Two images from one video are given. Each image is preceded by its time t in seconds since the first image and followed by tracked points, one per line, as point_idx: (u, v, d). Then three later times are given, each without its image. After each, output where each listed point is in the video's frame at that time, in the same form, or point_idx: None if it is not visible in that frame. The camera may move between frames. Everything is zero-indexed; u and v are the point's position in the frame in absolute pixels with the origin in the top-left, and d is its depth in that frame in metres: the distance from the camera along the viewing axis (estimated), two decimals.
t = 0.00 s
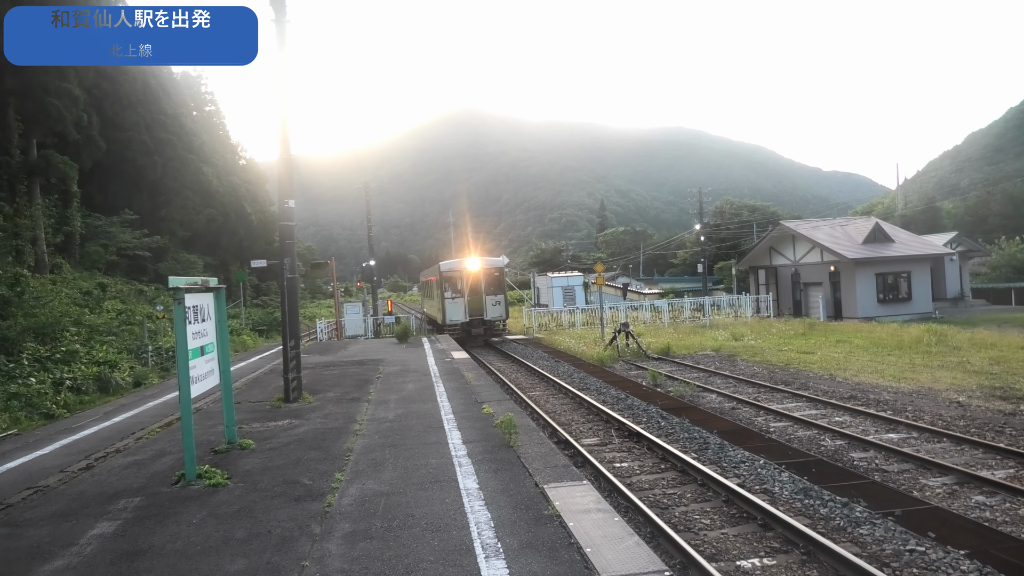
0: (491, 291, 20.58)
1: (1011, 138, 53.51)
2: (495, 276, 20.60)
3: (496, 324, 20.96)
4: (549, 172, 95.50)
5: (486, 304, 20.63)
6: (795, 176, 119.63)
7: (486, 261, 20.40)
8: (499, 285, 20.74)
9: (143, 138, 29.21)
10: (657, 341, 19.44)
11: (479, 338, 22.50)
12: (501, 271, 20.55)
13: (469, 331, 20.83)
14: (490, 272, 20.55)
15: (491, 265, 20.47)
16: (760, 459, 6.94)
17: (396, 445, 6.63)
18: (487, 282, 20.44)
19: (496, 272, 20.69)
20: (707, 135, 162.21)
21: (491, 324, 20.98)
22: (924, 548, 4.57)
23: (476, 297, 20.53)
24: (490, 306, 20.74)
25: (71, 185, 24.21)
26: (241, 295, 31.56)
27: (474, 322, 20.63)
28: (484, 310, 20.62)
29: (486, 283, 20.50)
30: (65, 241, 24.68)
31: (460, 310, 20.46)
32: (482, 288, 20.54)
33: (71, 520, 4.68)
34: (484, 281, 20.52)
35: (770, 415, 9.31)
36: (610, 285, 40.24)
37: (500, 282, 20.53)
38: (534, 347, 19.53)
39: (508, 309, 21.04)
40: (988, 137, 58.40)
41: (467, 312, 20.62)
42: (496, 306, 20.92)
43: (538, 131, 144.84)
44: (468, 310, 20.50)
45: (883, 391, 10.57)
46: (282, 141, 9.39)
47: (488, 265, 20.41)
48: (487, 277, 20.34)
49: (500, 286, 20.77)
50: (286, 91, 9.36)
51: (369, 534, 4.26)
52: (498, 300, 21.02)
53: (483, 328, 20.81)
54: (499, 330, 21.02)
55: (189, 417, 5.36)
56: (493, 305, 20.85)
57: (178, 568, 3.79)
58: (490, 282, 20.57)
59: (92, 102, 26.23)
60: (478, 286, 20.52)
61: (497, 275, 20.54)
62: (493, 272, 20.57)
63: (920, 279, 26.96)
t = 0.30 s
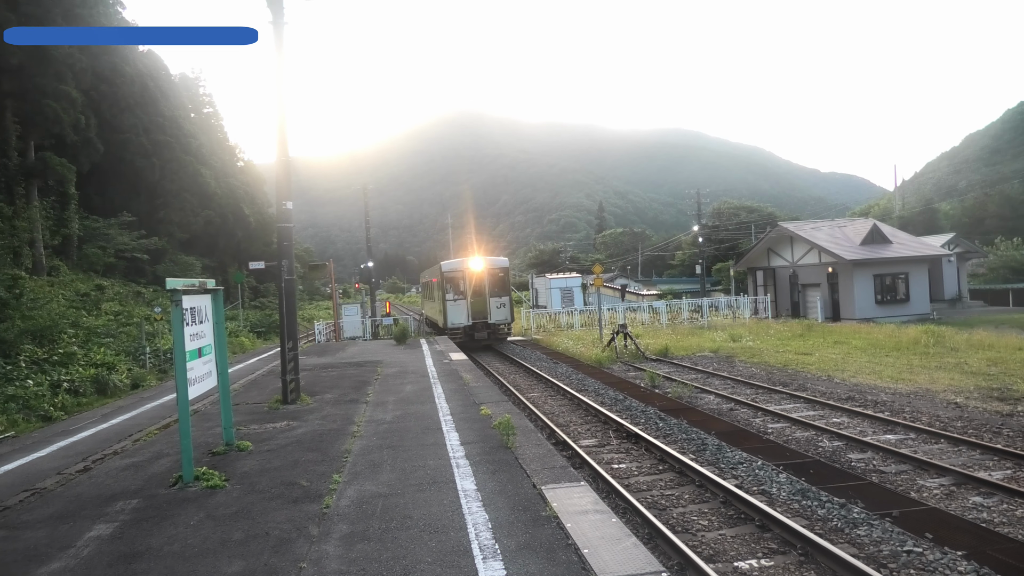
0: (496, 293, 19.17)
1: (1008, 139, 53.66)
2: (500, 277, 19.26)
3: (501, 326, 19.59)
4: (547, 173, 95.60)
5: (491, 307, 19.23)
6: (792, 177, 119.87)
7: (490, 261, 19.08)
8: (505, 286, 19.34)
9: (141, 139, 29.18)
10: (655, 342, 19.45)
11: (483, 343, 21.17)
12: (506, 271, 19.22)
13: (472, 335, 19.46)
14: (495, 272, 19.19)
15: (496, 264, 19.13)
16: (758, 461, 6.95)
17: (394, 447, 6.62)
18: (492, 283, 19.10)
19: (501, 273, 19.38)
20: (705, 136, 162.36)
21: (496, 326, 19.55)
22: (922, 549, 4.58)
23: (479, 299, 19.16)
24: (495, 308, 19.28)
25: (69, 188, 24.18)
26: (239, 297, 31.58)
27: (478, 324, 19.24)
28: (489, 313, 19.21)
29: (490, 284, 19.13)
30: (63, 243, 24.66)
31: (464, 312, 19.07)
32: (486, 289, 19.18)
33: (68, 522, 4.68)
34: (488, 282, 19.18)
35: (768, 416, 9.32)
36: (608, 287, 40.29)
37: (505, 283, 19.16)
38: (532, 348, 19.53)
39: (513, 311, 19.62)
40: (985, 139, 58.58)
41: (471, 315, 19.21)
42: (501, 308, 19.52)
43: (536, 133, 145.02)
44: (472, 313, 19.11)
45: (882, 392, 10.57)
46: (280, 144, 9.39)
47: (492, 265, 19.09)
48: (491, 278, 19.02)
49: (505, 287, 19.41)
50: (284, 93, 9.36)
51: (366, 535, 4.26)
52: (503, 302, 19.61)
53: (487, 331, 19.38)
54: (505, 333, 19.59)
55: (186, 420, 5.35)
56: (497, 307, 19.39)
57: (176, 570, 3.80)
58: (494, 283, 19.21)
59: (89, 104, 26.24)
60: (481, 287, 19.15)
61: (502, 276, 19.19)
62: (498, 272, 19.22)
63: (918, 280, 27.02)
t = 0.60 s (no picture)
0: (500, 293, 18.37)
1: (1005, 139, 53.78)
2: (505, 277, 18.49)
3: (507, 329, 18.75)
4: (546, 173, 95.66)
5: (496, 308, 18.39)
6: (791, 177, 120.02)
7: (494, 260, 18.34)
8: (510, 286, 18.53)
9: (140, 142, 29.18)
10: (654, 342, 19.48)
11: (487, 348, 20.31)
12: (511, 271, 18.46)
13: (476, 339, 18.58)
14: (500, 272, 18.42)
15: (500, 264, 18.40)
16: (757, 460, 6.97)
17: (393, 448, 6.62)
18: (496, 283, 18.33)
19: (505, 273, 18.61)
20: (703, 136, 162.42)
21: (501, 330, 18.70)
22: (920, 548, 4.59)
23: (483, 300, 18.36)
24: (500, 310, 18.44)
25: (68, 190, 24.18)
26: (238, 299, 31.58)
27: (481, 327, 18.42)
28: (494, 315, 18.38)
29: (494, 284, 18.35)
30: (62, 246, 24.64)
31: (467, 314, 18.24)
32: (490, 290, 18.39)
33: (67, 524, 4.68)
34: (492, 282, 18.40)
35: (767, 416, 9.33)
36: (608, 287, 40.30)
37: (510, 283, 18.38)
38: (531, 348, 19.56)
39: (519, 313, 18.79)
40: (983, 138, 58.67)
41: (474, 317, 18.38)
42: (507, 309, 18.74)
43: (535, 134, 145.11)
44: (476, 314, 18.29)
45: (880, 392, 10.59)
46: (278, 146, 9.40)
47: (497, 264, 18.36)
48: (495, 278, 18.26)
49: (511, 288, 18.63)
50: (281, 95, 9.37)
51: (365, 536, 4.27)
52: (508, 304, 18.79)
53: (492, 335, 18.53)
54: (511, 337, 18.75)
55: (185, 422, 5.36)
56: (502, 309, 18.55)
57: (175, 572, 3.80)
58: (499, 283, 18.43)
59: (88, 106, 26.27)
60: (485, 288, 18.37)
61: (507, 276, 18.41)
62: (503, 272, 18.46)
63: (917, 279, 27.04)
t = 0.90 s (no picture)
0: (506, 294, 17.90)
1: (1003, 138, 53.89)
2: (509, 276, 17.98)
3: (513, 332, 18.25)
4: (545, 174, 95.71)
5: (501, 309, 17.93)
6: (790, 176, 120.17)
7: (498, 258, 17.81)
8: (515, 286, 18.05)
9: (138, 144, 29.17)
10: (653, 342, 19.50)
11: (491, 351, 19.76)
12: (515, 271, 17.94)
13: (481, 342, 18.10)
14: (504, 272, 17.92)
15: (504, 263, 17.88)
16: (756, 459, 6.97)
17: (392, 449, 6.63)
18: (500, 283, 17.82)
19: (510, 273, 18.11)
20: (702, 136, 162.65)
21: (507, 332, 18.23)
22: (920, 546, 4.59)
23: (488, 301, 17.89)
24: (505, 311, 17.97)
25: (67, 193, 24.20)
26: (237, 301, 31.57)
27: (487, 329, 17.94)
28: (499, 316, 17.92)
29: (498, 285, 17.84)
30: (60, 248, 24.62)
31: (472, 316, 17.79)
32: (494, 290, 17.90)
33: (66, 527, 4.68)
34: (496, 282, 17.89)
35: (766, 415, 9.35)
36: (607, 287, 40.29)
37: (515, 283, 17.86)
38: (531, 349, 19.54)
39: (525, 314, 18.35)
40: (981, 137, 58.78)
41: (480, 318, 17.91)
42: (512, 310, 18.19)
43: (534, 134, 145.16)
44: (480, 316, 17.82)
45: (879, 390, 10.60)
46: (276, 148, 9.41)
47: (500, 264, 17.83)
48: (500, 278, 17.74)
49: (515, 288, 18.13)
50: (279, 97, 9.37)
51: (365, 537, 4.26)
52: (513, 305, 18.35)
53: (497, 337, 18.04)
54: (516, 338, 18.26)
55: (185, 424, 5.36)
56: (508, 310, 18.06)
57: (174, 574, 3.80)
58: (503, 282, 17.93)
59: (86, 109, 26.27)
60: (489, 288, 17.87)
61: (511, 275, 17.90)
62: (508, 271, 17.94)
63: (915, 278, 27.06)
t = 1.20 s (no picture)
0: (512, 293, 16.69)
1: (1002, 138, 54.03)
2: (516, 274, 16.80)
3: (521, 334, 17.05)
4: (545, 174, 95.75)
5: (507, 310, 16.71)
6: (789, 176, 120.32)
7: (503, 255, 16.61)
8: (522, 285, 16.83)
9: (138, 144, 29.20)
10: (653, 342, 19.50)
11: (497, 354, 18.61)
12: (522, 269, 16.75)
13: (486, 345, 16.95)
14: (511, 270, 16.72)
15: (510, 261, 16.69)
16: (755, 460, 6.97)
17: (392, 449, 6.62)
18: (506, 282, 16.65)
19: (516, 270, 16.91)
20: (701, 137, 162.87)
21: (514, 334, 17.02)
22: (919, 547, 4.59)
23: (493, 301, 16.70)
24: (512, 312, 16.74)
25: (65, 192, 24.18)
26: (236, 300, 31.56)
27: (492, 331, 16.76)
28: (505, 318, 16.71)
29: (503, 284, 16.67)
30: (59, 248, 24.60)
31: (476, 318, 16.61)
32: (500, 288, 16.72)
33: (65, 526, 4.67)
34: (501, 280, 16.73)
35: (765, 415, 9.35)
36: (606, 287, 40.32)
37: (521, 282, 16.67)
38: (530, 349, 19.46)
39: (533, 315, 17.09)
40: (980, 138, 58.90)
41: (485, 320, 16.68)
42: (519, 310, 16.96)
43: (533, 134, 145.17)
44: (484, 318, 16.63)
45: (878, 391, 10.61)
46: (275, 148, 9.41)
47: (506, 261, 16.64)
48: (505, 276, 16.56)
49: (523, 287, 16.92)
50: (278, 97, 9.37)
51: (364, 537, 4.26)
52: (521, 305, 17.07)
53: (504, 340, 16.83)
54: (524, 341, 17.06)
55: (183, 424, 5.36)
56: (516, 312, 16.84)
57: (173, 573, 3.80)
58: (509, 281, 16.71)
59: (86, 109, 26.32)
60: (494, 287, 16.68)
61: (518, 273, 16.73)
62: (514, 269, 16.74)
63: (914, 279, 27.06)
